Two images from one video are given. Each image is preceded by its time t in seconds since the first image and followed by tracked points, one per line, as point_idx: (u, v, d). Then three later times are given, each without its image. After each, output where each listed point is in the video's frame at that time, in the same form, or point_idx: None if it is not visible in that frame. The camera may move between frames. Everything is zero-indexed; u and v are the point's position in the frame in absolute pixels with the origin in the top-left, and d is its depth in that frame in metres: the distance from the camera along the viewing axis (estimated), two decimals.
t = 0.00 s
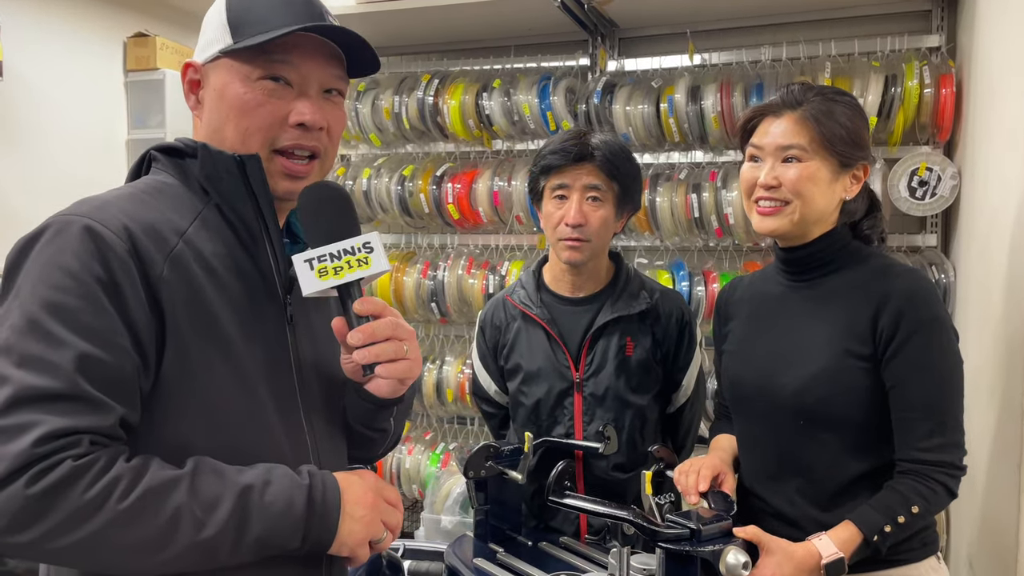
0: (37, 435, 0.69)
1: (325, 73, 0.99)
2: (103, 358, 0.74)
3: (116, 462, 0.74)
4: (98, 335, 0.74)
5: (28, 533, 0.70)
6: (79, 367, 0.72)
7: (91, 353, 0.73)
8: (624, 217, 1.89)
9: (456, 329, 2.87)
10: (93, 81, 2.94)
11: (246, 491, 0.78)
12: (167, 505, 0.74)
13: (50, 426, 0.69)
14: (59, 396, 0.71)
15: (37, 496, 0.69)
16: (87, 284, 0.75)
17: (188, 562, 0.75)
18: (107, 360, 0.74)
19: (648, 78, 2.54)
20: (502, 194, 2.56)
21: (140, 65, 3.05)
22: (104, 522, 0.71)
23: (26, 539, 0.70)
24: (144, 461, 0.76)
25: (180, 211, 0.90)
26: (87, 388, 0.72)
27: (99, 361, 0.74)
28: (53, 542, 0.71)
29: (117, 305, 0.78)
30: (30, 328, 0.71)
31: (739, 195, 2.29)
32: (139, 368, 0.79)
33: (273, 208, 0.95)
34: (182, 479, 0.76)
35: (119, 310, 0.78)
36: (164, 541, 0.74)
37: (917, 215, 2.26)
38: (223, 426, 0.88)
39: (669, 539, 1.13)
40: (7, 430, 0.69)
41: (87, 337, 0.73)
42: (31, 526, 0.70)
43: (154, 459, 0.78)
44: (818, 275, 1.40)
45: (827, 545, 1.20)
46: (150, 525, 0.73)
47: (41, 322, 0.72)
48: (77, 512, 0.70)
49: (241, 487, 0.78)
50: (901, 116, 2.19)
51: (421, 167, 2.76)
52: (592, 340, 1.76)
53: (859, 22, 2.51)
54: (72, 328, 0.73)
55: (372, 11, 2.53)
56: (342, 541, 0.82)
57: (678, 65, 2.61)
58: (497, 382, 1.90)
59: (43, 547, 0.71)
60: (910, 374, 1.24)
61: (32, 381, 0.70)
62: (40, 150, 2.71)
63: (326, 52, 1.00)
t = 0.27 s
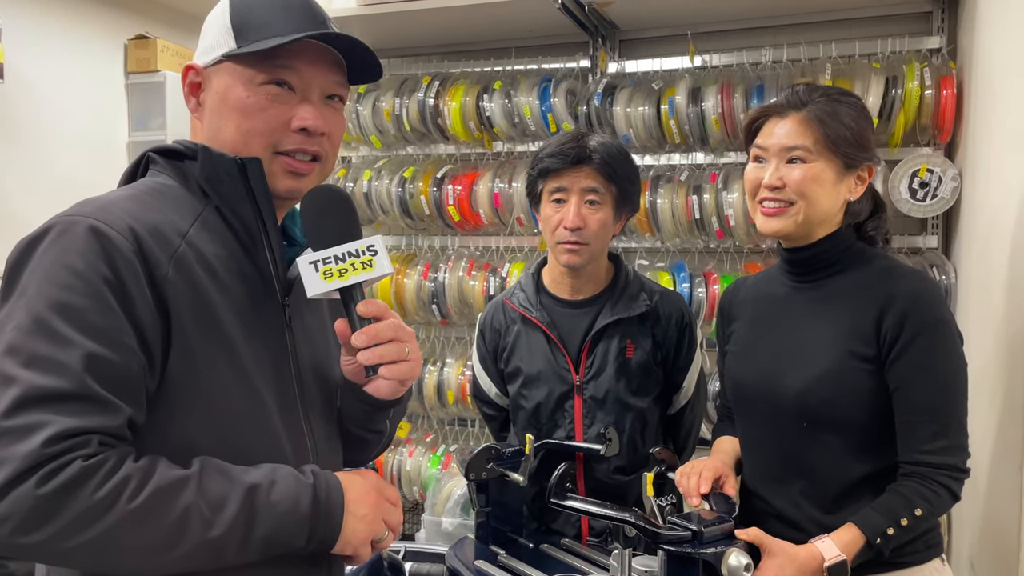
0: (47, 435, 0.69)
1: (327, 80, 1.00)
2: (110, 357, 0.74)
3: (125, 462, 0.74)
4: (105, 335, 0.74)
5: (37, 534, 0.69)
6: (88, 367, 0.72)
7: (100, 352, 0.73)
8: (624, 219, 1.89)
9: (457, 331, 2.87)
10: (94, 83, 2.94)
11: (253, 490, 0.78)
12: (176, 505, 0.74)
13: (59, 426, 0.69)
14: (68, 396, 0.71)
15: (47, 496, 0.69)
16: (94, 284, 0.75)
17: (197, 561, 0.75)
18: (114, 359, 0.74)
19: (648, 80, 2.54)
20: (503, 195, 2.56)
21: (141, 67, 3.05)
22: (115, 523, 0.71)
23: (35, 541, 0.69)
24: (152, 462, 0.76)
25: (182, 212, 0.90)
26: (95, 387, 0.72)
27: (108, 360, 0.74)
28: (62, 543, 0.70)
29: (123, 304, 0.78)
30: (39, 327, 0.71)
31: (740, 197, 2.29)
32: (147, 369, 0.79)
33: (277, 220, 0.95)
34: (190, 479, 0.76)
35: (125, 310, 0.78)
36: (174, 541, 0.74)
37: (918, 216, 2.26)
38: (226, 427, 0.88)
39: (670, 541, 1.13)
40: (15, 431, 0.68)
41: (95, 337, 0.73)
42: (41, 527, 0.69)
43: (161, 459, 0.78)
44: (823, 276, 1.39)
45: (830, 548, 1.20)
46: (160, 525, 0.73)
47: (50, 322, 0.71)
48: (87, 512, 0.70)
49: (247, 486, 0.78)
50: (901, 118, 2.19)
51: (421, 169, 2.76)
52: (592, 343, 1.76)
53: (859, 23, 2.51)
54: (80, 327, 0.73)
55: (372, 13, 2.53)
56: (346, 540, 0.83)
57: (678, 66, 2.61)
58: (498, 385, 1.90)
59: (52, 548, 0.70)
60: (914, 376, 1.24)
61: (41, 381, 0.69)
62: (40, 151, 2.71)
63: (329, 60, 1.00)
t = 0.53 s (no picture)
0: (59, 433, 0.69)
1: (324, 84, 1.00)
2: (118, 356, 0.75)
3: (135, 459, 0.75)
4: (113, 334, 0.75)
5: (51, 532, 0.70)
6: (96, 365, 0.73)
7: (108, 351, 0.74)
8: (624, 221, 1.90)
9: (458, 333, 2.88)
10: (95, 85, 2.95)
11: (261, 485, 0.79)
12: (186, 501, 0.75)
13: (71, 424, 0.70)
14: (79, 395, 0.72)
15: (59, 494, 0.69)
16: (100, 283, 0.75)
17: (207, 557, 0.76)
18: (122, 358, 0.75)
19: (648, 81, 2.55)
20: (504, 197, 2.57)
21: (143, 70, 3.06)
22: (126, 520, 0.72)
23: (48, 538, 0.70)
24: (161, 459, 0.77)
25: (182, 213, 0.90)
26: (103, 387, 0.73)
27: (116, 359, 0.75)
28: (76, 540, 0.71)
29: (128, 304, 0.78)
30: (46, 327, 0.72)
31: (740, 198, 2.30)
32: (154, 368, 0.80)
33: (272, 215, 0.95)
34: (199, 475, 0.77)
35: (131, 309, 0.79)
36: (184, 538, 0.75)
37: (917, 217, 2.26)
38: (229, 425, 0.88)
39: (672, 541, 1.13)
40: (26, 430, 0.69)
41: (102, 336, 0.74)
42: (54, 525, 0.70)
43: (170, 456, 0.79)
44: (827, 278, 1.40)
45: (830, 549, 1.20)
46: (172, 521, 0.74)
47: (57, 321, 0.72)
48: (100, 509, 0.71)
49: (254, 482, 0.79)
50: (901, 119, 2.19)
51: (422, 171, 2.76)
52: (592, 345, 1.76)
53: (858, 25, 2.51)
54: (86, 326, 0.73)
55: (374, 16, 2.54)
56: (351, 534, 0.84)
57: (678, 68, 2.61)
58: (499, 387, 1.90)
59: (66, 545, 0.71)
60: (917, 377, 1.24)
61: (50, 380, 0.70)
62: (42, 154, 2.72)
63: (326, 66, 1.01)
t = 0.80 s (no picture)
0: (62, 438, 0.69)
1: (309, 83, 1.01)
2: (119, 362, 0.75)
3: (139, 463, 0.75)
4: (113, 339, 0.75)
5: (57, 539, 0.70)
6: (97, 371, 0.73)
7: (108, 357, 0.74)
8: (624, 225, 1.90)
9: (458, 336, 2.88)
10: (95, 89, 2.95)
11: (264, 486, 0.80)
12: (191, 503, 0.75)
13: (74, 430, 0.70)
14: (80, 400, 0.72)
15: (64, 501, 0.69)
16: (98, 290, 0.75)
17: (212, 558, 0.77)
18: (123, 364, 0.75)
19: (648, 85, 2.55)
20: (504, 201, 2.57)
21: (143, 74, 3.07)
22: (131, 525, 0.72)
23: (54, 546, 0.70)
24: (164, 462, 0.77)
25: (170, 219, 0.89)
26: (104, 392, 0.73)
27: (117, 364, 0.75)
28: (83, 546, 0.71)
29: (126, 310, 0.78)
30: (46, 335, 0.71)
31: (740, 201, 2.30)
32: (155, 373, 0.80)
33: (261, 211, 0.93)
34: (202, 478, 0.77)
35: (130, 316, 0.78)
36: (190, 540, 0.75)
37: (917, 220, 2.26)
38: (229, 428, 0.88)
39: (673, 545, 1.14)
40: (28, 438, 0.69)
41: (103, 342, 0.74)
42: (61, 531, 0.70)
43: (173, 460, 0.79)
44: (832, 281, 1.40)
45: (833, 552, 1.20)
46: (178, 524, 0.74)
47: (56, 329, 0.72)
48: (105, 514, 0.71)
49: (258, 482, 0.80)
50: (901, 122, 2.20)
51: (422, 174, 2.77)
52: (593, 349, 1.76)
53: (857, 28, 2.52)
54: (86, 333, 0.73)
55: (373, 20, 2.54)
56: (355, 530, 0.86)
57: (678, 72, 2.62)
58: (499, 391, 1.90)
59: (73, 552, 0.71)
60: (920, 379, 1.24)
61: (51, 388, 0.70)
62: (42, 158, 2.72)
63: (309, 65, 1.01)
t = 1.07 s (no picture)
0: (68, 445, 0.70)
1: (287, 86, 1.02)
2: (119, 367, 0.75)
3: (145, 466, 0.75)
4: (111, 345, 0.75)
5: (69, 545, 0.70)
6: (97, 378, 0.73)
7: (108, 363, 0.74)
8: (621, 227, 1.90)
9: (457, 339, 2.88)
10: (95, 93, 2.96)
11: (270, 481, 0.80)
12: (199, 502, 0.76)
13: (80, 436, 0.70)
14: (84, 406, 0.72)
15: (73, 508, 0.69)
16: (92, 297, 0.75)
17: (223, 557, 0.77)
18: (123, 369, 0.76)
19: (647, 87, 2.55)
20: (502, 204, 2.57)
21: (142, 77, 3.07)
22: (141, 528, 0.73)
23: (67, 552, 0.70)
24: (170, 464, 0.78)
25: (156, 226, 0.89)
26: (106, 398, 0.73)
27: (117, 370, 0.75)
28: (96, 550, 0.71)
29: (121, 316, 0.79)
30: (45, 344, 0.72)
31: (738, 203, 2.31)
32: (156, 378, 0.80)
33: (245, 213, 0.95)
34: (208, 478, 0.77)
35: (125, 322, 0.79)
36: (199, 539, 0.75)
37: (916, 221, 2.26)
38: (230, 429, 0.89)
39: (673, 547, 1.14)
40: (33, 447, 0.69)
41: (100, 348, 0.75)
42: (73, 538, 0.70)
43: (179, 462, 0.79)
44: (833, 282, 1.40)
45: (833, 553, 1.20)
46: (186, 525, 0.75)
47: (53, 337, 0.72)
48: (115, 518, 0.72)
49: (265, 477, 0.80)
50: (899, 123, 2.20)
51: (421, 177, 2.77)
52: (592, 351, 1.77)
53: (855, 31, 2.52)
54: (82, 340, 0.74)
55: (373, 23, 2.54)
56: (362, 521, 0.86)
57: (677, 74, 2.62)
58: (498, 394, 1.91)
59: (87, 558, 0.71)
60: (919, 379, 1.24)
61: (53, 396, 0.70)
62: (42, 161, 2.73)
63: (286, 69, 1.02)
